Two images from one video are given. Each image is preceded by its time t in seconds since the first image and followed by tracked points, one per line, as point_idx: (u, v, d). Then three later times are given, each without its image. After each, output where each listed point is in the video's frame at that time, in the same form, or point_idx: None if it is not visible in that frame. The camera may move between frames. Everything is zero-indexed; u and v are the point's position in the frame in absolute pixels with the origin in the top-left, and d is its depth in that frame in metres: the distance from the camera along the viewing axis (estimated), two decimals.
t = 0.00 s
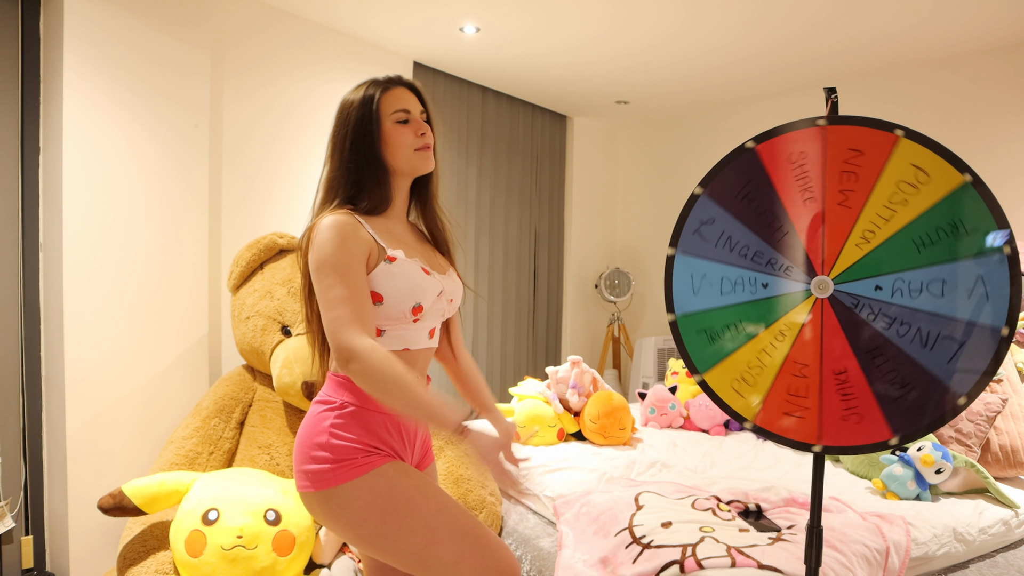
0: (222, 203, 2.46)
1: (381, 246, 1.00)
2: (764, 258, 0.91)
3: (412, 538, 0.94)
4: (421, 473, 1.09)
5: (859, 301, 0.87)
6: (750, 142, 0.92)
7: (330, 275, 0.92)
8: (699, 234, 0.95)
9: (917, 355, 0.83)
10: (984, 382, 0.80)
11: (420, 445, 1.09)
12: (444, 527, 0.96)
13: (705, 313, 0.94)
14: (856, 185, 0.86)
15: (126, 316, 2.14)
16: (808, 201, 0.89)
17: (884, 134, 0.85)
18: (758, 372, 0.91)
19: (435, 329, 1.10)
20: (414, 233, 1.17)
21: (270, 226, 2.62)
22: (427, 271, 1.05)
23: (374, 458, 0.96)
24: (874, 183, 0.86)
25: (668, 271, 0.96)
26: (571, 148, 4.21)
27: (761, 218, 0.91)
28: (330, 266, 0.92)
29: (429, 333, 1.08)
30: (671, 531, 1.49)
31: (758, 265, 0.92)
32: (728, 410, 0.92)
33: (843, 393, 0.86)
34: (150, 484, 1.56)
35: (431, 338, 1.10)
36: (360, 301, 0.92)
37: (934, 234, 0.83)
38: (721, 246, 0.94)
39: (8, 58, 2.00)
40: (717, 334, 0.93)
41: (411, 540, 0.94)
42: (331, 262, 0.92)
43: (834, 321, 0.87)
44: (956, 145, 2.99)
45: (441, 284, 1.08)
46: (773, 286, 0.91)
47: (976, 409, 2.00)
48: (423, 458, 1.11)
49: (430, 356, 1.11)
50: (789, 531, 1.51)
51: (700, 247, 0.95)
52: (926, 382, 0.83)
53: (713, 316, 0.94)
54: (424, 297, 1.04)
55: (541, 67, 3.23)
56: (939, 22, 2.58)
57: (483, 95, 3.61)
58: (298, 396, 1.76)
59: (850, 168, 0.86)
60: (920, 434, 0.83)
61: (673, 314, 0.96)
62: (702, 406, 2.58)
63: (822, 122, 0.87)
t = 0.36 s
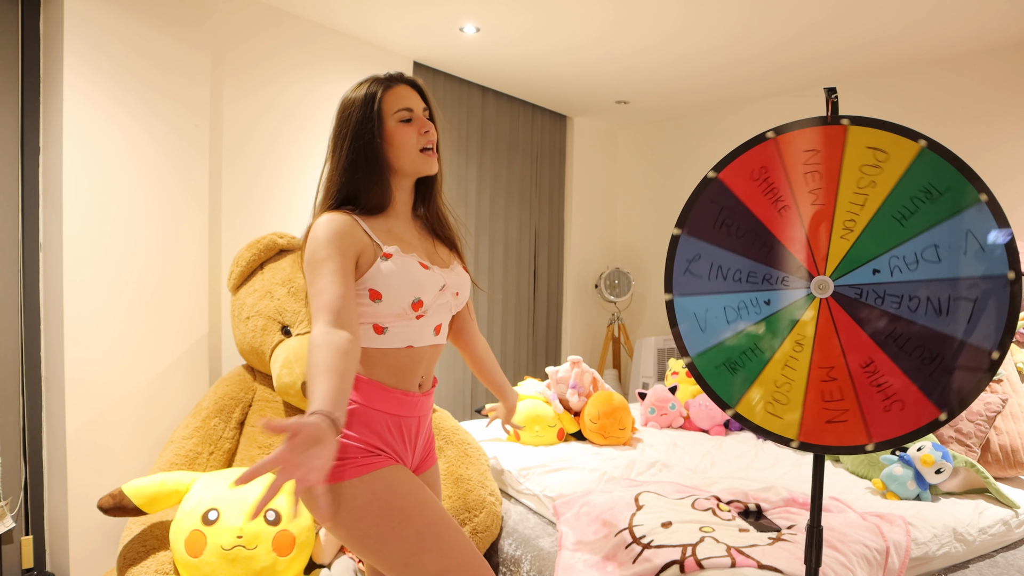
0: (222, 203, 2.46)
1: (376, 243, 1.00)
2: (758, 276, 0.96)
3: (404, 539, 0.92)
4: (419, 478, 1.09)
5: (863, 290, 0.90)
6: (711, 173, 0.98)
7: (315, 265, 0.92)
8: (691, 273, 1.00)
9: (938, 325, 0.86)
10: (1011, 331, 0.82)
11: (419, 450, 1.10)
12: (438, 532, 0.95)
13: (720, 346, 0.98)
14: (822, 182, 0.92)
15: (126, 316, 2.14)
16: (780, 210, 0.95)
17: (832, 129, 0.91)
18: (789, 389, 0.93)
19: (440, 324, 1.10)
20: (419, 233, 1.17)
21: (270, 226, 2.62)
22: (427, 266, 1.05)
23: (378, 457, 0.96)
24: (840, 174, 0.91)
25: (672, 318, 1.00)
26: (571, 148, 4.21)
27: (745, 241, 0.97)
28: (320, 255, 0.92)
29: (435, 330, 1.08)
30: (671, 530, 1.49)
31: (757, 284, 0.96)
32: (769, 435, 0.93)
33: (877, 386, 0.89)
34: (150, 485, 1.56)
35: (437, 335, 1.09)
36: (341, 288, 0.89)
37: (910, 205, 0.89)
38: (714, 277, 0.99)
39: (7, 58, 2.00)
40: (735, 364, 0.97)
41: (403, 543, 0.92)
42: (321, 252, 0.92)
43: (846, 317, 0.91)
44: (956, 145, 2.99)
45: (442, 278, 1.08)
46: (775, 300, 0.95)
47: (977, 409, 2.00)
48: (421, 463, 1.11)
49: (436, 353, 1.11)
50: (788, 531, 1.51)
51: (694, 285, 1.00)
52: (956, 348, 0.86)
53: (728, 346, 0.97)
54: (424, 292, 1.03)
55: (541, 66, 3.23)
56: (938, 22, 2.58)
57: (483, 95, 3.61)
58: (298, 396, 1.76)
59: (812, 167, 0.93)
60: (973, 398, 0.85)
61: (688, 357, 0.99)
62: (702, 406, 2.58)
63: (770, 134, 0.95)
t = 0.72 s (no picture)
0: (222, 203, 2.46)
1: (384, 249, 0.99)
2: (759, 290, 0.99)
3: (399, 537, 0.93)
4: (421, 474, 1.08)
5: (863, 281, 0.93)
6: (691, 200, 1.02)
7: (357, 273, 0.93)
8: (691, 301, 1.02)
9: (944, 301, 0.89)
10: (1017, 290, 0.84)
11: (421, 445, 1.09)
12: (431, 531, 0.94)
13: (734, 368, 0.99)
14: (799, 185, 0.96)
15: (126, 316, 2.14)
16: (765, 221, 0.98)
17: (797, 134, 0.96)
18: (813, 395, 0.95)
19: (441, 330, 1.08)
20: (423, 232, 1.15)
21: (270, 226, 2.61)
22: (430, 276, 1.03)
23: (373, 453, 0.96)
24: (815, 174, 0.95)
25: (682, 350, 1.02)
26: (571, 148, 4.21)
27: (738, 258, 1.00)
28: (364, 264, 0.94)
29: (434, 334, 1.06)
30: (671, 531, 1.49)
31: (759, 298, 0.98)
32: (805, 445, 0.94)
33: (900, 372, 0.90)
34: (150, 484, 1.56)
35: (438, 339, 1.07)
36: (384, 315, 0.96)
37: (889, 189, 0.91)
38: (716, 298, 1.01)
39: (8, 58, 2.00)
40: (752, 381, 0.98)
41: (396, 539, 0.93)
42: (365, 262, 0.94)
43: (853, 310, 0.93)
44: (956, 145, 2.99)
45: (446, 288, 1.05)
46: (779, 310, 0.97)
47: (976, 409, 2.00)
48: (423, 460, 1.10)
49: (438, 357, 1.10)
50: (788, 531, 1.51)
51: (697, 311, 1.02)
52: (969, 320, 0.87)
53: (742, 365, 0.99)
54: (426, 303, 1.02)
55: (541, 67, 3.23)
56: (938, 23, 2.58)
57: (483, 95, 3.61)
58: (298, 396, 1.76)
59: (786, 174, 0.96)
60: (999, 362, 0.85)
61: (705, 383, 1.01)
62: (702, 406, 2.58)
63: (739, 151, 0.99)
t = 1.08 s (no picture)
0: (222, 203, 2.46)
1: (385, 246, 0.99)
2: (758, 299, 1.01)
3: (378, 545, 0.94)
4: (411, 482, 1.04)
5: (862, 276, 0.96)
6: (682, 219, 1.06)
7: (354, 270, 0.94)
8: (693, 317, 1.05)
9: (945, 285, 0.91)
10: (1014, 263, 0.86)
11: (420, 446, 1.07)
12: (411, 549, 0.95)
13: (743, 379, 1.02)
14: (786, 190, 0.99)
15: (126, 317, 2.14)
16: (757, 229, 1.01)
17: (778, 140, 0.99)
18: (827, 397, 0.96)
19: (441, 333, 1.07)
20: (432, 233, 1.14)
21: (270, 226, 2.61)
22: (430, 277, 1.02)
23: (362, 454, 0.96)
24: (800, 177, 0.98)
25: (691, 367, 1.05)
26: (571, 147, 4.21)
27: (735, 269, 1.03)
28: (361, 261, 0.94)
29: (434, 337, 1.05)
30: (671, 531, 1.49)
31: (760, 306, 1.01)
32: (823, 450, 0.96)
33: (911, 362, 0.92)
34: (150, 484, 1.56)
35: (438, 342, 1.06)
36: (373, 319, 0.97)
37: (873, 183, 0.95)
38: (718, 312, 1.04)
39: (7, 58, 2.00)
40: (766, 391, 1.00)
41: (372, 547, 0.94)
42: (364, 260, 0.95)
43: (855, 307, 0.96)
44: (956, 145, 2.99)
45: (447, 291, 1.04)
46: (780, 316, 1.00)
47: (977, 409, 2.00)
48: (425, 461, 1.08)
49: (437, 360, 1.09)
50: (788, 531, 1.51)
51: (702, 326, 1.05)
52: (972, 299, 0.89)
53: (750, 376, 1.01)
54: (425, 305, 1.01)
55: (541, 67, 3.23)
56: (938, 23, 2.58)
57: (483, 95, 3.61)
58: (298, 396, 1.76)
59: (772, 182, 1.00)
60: (1012, 334, 0.87)
61: (718, 399, 1.04)
62: (702, 406, 2.58)
63: (723, 164, 1.03)
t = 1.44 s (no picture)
0: (222, 203, 2.46)
1: (380, 253, 0.99)
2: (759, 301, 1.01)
3: (370, 556, 0.95)
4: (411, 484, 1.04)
5: (860, 275, 0.96)
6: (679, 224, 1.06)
7: (344, 281, 0.94)
8: (695, 323, 1.05)
9: (946, 280, 0.91)
10: (1014, 261, 0.86)
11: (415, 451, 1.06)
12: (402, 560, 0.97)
13: (745, 382, 1.02)
14: (782, 193, 0.99)
15: (126, 316, 2.14)
16: (754, 232, 1.01)
17: (772, 143, 0.99)
18: (832, 397, 0.96)
19: (436, 338, 1.06)
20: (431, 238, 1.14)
21: (270, 226, 2.61)
22: (426, 283, 1.01)
23: (356, 464, 0.95)
24: (795, 178, 0.98)
25: (694, 372, 1.05)
26: (571, 147, 4.21)
27: (734, 273, 1.03)
28: (352, 272, 0.94)
29: (429, 342, 1.04)
30: (671, 531, 1.49)
31: (761, 309, 1.01)
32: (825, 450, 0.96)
33: (915, 359, 0.92)
34: (150, 484, 1.56)
35: (432, 347, 1.05)
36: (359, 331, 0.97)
37: (869, 180, 0.95)
38: (719, 316, 1.04)
39: (7, 58, 2.00)
40: (769, 394, 1.00)
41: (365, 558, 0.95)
42: (356, 271, 0.94)
43: (856, 306, 0.96)
44: (956, 145, 2.99)
45: (442, 297, 1.04)
46: (780, 318, 1.00)
47: (976, 409, 2.00)
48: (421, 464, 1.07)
49: (433, 364, 1.08)
50: (788, 531, 1.51)
51: (703, 331, 1.05)
52: (974, 295, 0.89)
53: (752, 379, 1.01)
54: (420, 311, 1.01)
55: (541, 67, 3.23)
56: (937, 23, 2.58)
57: (483, 95, 3.61)
58: (298, 396, 1.76)
59: (767, 184, 1.00)
60: (1014, 331, 0.87)
61: (722, 403, 1.04)
62: (702, 406, 2.58)
63: (718, 168, 1.03)
